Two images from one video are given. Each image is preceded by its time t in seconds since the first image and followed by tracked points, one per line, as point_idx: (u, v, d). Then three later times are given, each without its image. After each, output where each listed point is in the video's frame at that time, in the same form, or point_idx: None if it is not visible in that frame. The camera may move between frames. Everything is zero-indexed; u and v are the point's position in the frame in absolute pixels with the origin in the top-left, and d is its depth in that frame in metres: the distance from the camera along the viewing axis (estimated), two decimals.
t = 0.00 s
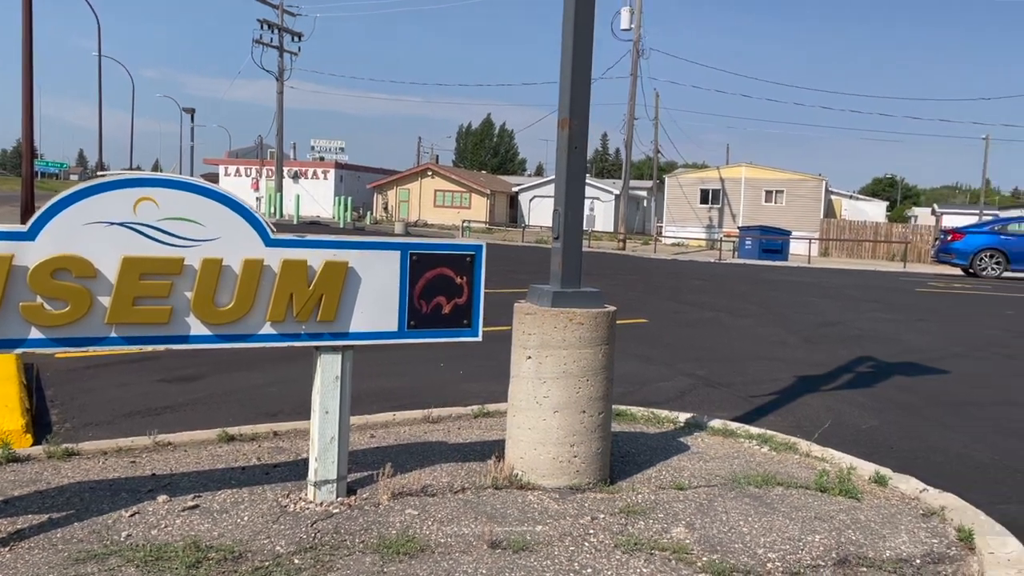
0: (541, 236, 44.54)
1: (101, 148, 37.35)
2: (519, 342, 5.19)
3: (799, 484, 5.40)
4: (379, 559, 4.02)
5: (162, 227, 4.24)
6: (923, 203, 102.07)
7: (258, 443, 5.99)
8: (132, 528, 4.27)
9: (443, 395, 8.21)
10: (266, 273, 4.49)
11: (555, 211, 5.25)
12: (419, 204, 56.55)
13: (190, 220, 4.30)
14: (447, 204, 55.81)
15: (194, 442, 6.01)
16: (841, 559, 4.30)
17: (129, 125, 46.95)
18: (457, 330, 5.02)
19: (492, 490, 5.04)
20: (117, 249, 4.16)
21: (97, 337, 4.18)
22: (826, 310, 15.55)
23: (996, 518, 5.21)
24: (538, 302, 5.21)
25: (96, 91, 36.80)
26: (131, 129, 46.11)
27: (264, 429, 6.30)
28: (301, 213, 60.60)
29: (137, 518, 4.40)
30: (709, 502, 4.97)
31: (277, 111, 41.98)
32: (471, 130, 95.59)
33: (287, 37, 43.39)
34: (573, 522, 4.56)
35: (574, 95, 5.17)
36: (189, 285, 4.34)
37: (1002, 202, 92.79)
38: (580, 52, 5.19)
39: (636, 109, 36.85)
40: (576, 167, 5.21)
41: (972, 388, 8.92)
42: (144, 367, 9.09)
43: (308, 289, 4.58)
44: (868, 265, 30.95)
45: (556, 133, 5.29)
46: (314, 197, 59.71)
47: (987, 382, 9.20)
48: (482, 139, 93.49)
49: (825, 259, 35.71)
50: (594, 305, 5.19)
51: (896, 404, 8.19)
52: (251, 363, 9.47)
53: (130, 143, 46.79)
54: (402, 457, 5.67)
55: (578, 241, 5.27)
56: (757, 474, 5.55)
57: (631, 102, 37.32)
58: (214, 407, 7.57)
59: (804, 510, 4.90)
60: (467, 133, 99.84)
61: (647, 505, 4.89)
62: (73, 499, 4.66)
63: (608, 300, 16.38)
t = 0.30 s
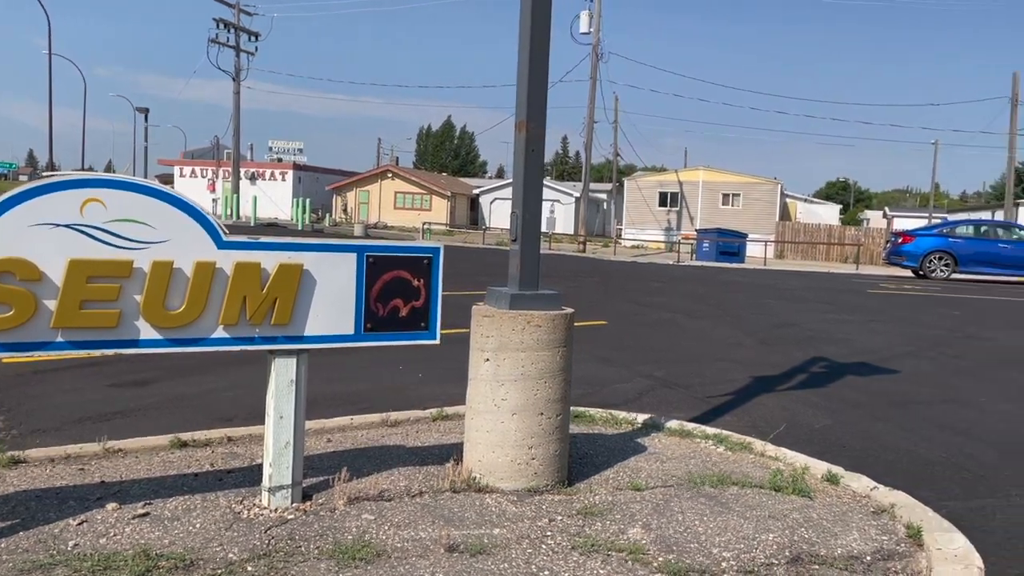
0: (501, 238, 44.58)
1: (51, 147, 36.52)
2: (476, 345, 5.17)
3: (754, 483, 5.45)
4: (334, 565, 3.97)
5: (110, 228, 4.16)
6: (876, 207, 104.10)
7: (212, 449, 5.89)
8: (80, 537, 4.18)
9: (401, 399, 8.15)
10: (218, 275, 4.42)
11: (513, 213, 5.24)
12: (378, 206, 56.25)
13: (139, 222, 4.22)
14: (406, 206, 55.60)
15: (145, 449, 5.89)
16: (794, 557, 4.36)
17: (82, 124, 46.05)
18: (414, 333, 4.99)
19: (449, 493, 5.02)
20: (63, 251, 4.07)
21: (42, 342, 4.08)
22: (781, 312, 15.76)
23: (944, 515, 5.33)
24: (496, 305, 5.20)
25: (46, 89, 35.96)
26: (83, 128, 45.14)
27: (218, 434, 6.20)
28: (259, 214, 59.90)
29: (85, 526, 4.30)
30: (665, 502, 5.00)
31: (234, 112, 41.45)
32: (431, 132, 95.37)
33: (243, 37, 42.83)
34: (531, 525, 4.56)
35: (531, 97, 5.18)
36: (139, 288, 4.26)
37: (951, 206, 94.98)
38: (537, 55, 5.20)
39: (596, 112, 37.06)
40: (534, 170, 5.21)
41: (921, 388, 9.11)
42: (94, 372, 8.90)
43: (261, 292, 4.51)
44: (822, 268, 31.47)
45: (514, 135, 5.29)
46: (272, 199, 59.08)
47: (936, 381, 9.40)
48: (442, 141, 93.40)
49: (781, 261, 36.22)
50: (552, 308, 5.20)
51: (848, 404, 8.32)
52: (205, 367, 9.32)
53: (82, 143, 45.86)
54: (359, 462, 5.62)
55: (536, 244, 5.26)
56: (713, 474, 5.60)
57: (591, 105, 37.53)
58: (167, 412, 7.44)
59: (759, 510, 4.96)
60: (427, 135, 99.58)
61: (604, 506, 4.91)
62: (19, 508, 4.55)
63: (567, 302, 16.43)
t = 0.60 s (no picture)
0: (469, 240, 44.53)
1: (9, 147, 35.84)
2: (442, 347, 5.15)
3: (719, 483, 5.50)
4: (297, 570, 3.93)
5: (67, 229, 4.08)
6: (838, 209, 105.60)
7: (173, 454, 5.80)
8: (36, 545, 4.09)
9: (366, 401, 8.10)
10: (178, 278, 4.36)
11: (478, 215, 5.21)
12: (345, 207, 55.92)
13: (96, 223, 4.15)
14: (373, 208, 55.35)
15: (104, 454, 5.79)
16: (757, 556, 4.40)
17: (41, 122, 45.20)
18: (379, 335, 4.96)
19: (415, 496, 4.99)
20: (17, 254, 3.99)
21: None
22: (745, 313, 15.91)
23: (903, 513, 5.40)
24: (461, 307, 5.19)
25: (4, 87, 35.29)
26: (43, 127, 44.31)
27: (179, 439, 6.11)
28: (223, 216, 59.24)
29: (41, 534, 4.21)
30: (630, 503, 5.02)
31: (198, 112, 40.98)
32: (398, 133, 95.09)
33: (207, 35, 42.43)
34: (496, 527, 4.55)
35: (497, 99, 5.17)
36: (95, 291, 4.18)
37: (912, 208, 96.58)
38: (501, 57, 5.20)
39: (563, 115, 37.19)
40: (499, 171, 5.20)
41: (881, 388, 9.24)
42: (53, 377, 8.72)
43: (222, 294, 4.46)
44: (786, 269, 31.82)
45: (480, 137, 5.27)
46: (237, 200, 58.48)
47: (895, 381, 9.55)
48: (410, 142, 93.13)
49: (745, 263, 36.57)
50: (517, 310, 5.19)
51: (811, 404, 8.41)
52: (167, 371, 9.19)
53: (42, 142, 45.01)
54: (323, 465, 5.57)
55: (502, 246, 5.25)
56: (678, 475, 5.63)
57: (558, 107, 37.68)
58: (128, 416, 7.32)
59: (722, 509, 5.00)
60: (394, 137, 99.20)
61: (570, 508, 4.92)
62: None
63: (534, 304, 16.44)
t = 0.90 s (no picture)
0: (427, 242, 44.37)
1: None
2: (398, 351, 5.11)
3: (674, 484, 5.54)
4: None
5: (10, 233, 3.98)
6: (792, 213, 107.28)
7: (122, 461, 5.68)
8: None
9: (322, 406, 8.02)
10: (127, 281, 4.27)
11: (435, 218, 5.19)
12: (302, 209, 55.40)
13: (42, 226, 4.05)
14: (331, 210, 54.90)
15: (50, 462, 5.65)
16: (710, 556, 4.44)
17: None
18: (334, 339, 4.91)
19: (370, 501, 4.95)
20: None
21: None
22: (702, 315, 16.08)
23: (853, 511, 5.50)
24: (418, 310, 5.16)
25: None
26: None
27: (129, 446, 5.99)
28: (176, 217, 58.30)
29: None
30: (587, 504, 5.04)
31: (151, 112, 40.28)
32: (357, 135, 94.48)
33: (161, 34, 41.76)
34: (453, 531, 4.53)
35: (453, 101, 5.15)
36: (40, 295, 4.08)
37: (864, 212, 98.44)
38: (458, 59, 5.18)
39: (522, 118, 37.28)
40: (456, 173, 5.19)
41: (833, 388, 9.40)
42: None
43: (173, 298, 4.38)
44: (742, 272, 32.23)
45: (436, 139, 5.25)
46: (191, 202, 57.61)
47: (847, 382, 9.72)
48: (368, 144, 92.61)
49: (702, 265, 36.95)
50: (474, 313, 5.18)
51: (764, 405, 8.52)
52: (117, 376, 9.01)
53: None
54: (277, 471, 5.50)
55: (458, 249, 5.23)
56: (634, 476, 5.66)
57: (517, 110, 37.76)
58: (76, 422, 7.16)
59: (677, 510, 5.04)
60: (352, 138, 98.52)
61: (526, 510, 4.91)
62: None
63: (493, 306, 16.45)
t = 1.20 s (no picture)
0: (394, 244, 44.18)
1: None
2: (362, 353, 5.07)
3: (638, 485, 5.57)
4: None
5: None
6: (757, 215, 108.45)
7: (78, 467, 5.58)
8: None
9: (286, 409, 7.94)
10: (83, 283, 4.19)
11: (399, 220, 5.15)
12: (266, 211, 54.90)
13: None
14: (296, 211, 54.47)
15: (5, 468, 5.53)
16: (673, 557, 4.46)
17: None
18: (296, 342, 4.86)
19: (333, 506, 4.90)
20: None
21: None
22: (667, 316, 16.18)
23: (814, 510, 5.56)
24: (382, 312, 5.12)
25: None
26: None
27: (86, 452, 5.88)
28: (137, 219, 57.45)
29: None
30: (552, 506, 5.04)
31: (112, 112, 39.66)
32: (322, 136, 93.89)
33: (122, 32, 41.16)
34: (417, 535, 4.51)
35: (417, 103, 5.13)
36: None
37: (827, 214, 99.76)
38: (423, 61, 5.16)
39: (489, 120, 37.31)
40: (421, 175, 5.16)
41: (795, 388, 9.50)
42: None
43: (131, 301, 4.31)
44: (707, 274, 32.46)
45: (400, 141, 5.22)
46: (153, 203, 56.82)
47: (809, 382, 9.83)
48: (334, 145, 92.07)
49: (668, 268, 37.20)
50: (439, 315, 5.15)
51: (728, 405, 8.59)
52: (76, 381, 8.85)
53: None
54: (239, 476, 5.43)
55: (423, 251, 5.20)
56: (598, 477, 5.68)
57: (484, 112, 37.79)
58: (33, 428, 7.02)
59: (641, 511, 5.06)
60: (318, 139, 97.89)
61: (491, 513, 4.90)
62: None
63: (459, 308, 16.42)
